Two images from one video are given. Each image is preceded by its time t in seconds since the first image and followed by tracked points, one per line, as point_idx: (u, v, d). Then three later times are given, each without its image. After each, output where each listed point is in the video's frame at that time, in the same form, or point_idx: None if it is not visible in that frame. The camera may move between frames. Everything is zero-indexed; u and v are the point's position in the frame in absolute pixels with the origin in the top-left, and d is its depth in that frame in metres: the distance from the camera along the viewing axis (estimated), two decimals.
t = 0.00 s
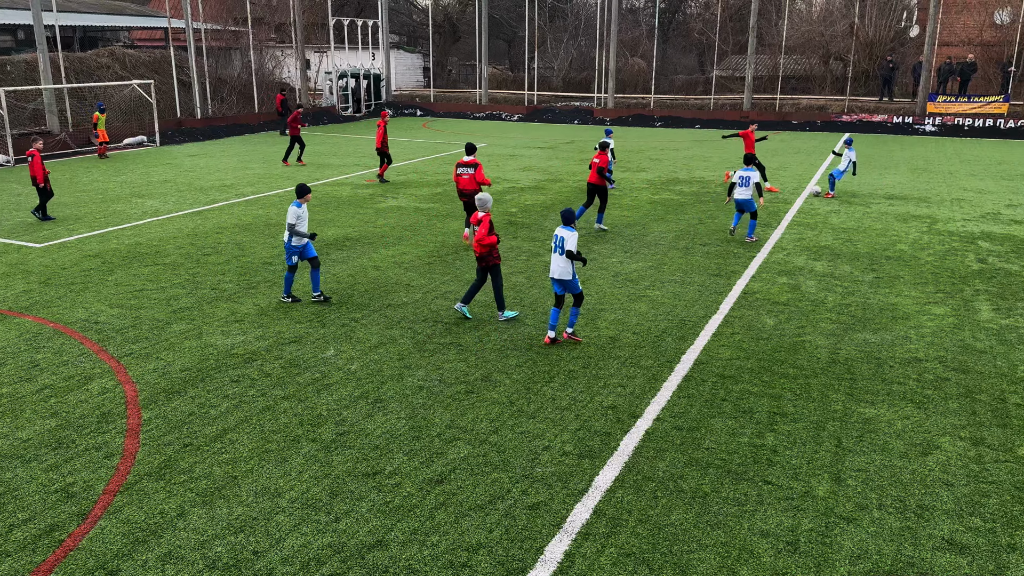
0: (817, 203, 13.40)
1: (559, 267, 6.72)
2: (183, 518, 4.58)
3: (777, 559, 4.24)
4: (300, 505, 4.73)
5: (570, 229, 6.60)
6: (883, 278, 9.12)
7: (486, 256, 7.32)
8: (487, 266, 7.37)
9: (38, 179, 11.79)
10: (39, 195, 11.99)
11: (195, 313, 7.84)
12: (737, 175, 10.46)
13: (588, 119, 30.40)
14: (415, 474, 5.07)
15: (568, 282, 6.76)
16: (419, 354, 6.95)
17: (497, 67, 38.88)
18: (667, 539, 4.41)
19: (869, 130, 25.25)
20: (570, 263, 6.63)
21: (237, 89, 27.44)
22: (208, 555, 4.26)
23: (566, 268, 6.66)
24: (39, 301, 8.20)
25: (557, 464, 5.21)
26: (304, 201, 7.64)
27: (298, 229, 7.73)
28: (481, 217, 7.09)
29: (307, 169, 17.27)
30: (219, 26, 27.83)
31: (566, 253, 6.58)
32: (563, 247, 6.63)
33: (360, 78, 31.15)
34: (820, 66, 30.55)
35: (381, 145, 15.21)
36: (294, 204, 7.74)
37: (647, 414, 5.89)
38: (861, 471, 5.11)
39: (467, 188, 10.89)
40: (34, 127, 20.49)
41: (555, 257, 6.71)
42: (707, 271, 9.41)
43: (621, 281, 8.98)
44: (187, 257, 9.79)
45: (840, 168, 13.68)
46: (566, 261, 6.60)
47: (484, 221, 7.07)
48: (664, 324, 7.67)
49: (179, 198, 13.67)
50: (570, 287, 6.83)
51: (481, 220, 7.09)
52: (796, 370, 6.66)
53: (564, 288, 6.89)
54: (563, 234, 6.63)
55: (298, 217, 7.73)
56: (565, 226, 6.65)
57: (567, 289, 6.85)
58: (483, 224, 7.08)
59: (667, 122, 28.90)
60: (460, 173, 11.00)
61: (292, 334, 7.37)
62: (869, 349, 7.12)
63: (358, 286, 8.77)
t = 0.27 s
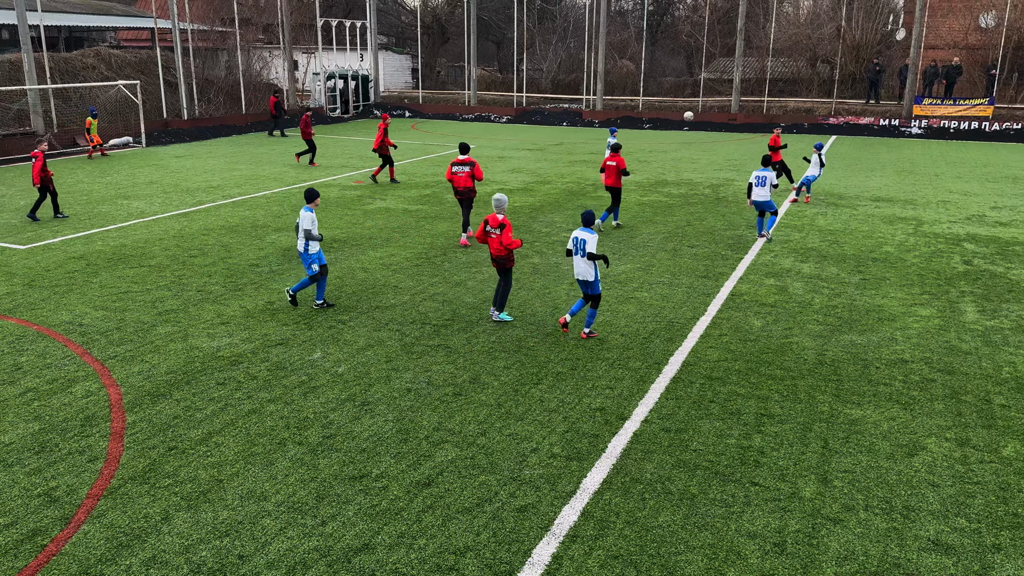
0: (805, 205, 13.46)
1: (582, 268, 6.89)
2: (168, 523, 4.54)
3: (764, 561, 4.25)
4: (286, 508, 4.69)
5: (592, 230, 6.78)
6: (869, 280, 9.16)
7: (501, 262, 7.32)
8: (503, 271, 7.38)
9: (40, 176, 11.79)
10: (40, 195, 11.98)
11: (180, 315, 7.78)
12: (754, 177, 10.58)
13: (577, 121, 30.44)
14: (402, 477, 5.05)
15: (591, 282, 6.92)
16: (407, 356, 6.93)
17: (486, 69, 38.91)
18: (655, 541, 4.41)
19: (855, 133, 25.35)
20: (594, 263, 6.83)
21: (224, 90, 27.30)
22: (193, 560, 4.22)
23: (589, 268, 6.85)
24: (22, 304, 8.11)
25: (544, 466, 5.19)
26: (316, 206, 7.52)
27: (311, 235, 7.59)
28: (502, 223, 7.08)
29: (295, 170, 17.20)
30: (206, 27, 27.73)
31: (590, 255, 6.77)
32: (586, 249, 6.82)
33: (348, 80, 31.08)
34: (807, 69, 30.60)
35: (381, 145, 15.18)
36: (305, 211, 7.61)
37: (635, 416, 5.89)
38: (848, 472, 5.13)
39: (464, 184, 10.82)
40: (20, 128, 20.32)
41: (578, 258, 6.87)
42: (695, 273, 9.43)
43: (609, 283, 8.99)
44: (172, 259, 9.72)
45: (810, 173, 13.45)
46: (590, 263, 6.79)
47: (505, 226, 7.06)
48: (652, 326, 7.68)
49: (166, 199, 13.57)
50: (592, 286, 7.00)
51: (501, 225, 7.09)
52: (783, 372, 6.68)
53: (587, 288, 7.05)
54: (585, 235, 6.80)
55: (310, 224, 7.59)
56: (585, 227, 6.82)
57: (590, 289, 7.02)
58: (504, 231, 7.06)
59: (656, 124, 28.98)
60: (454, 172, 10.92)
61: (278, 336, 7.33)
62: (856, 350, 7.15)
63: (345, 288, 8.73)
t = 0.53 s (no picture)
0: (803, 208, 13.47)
1: (607, 265, 7.10)
2: (164, 525, 4.52)
3: (762, 565, 4.24)
4: (283, 511, 4.68)
5: (617, 227, 7.03)
6: (867, 284, 9.16)
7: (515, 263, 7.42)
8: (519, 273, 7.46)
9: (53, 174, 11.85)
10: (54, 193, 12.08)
11: (178, 317, 7.77)
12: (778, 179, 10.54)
13: (575, 124, 30.44)
14: (399, 480, 5.04)
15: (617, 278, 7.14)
16: (405, 358, 6.92)
17: (485, 72, 38.96)
18: (652, 545, 4.40)
19: (853, 136, 25.36)
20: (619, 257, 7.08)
21: (222, 92, 27.28)
22: (189, 562, 4.20)
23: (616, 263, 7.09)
24: (19, 304, 8.10)
25: (542, 469, 5.18)
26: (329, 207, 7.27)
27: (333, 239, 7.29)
28: (520, 224, 7.21)
29: (294, 172, 17.20)
30: (205, 29, 27.73)
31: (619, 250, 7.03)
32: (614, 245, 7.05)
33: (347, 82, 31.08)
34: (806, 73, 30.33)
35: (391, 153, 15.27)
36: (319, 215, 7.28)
37: (633, 419, 5.88)
38: (846, 476, 5.12)
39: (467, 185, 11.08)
40: (18, 129, 20.31)
41: (605, 255, 7.09)
42: (693, 276, 9.43)
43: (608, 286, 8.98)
44: (170, 260, 9.71)
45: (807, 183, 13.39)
46: (617, 258, 7.05)
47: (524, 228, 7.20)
48: (650, 329, 7.67)
49: (164, 201, 13.56)
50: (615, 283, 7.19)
51: (519, 226, 7.22)
52: (781, 376, 6.67)
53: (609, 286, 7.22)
54: (611, 233, 7.01)
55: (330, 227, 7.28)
56: (608, 225, 7.04)
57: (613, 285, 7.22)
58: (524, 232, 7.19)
59: (655, 127, 29.02)
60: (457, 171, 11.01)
61: (275, 338, 7.32)
62: (854, 354, 7.15)
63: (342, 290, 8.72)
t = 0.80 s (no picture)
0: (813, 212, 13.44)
1: (634, 261, 7.17)
2: (174, 524, 4.54)
3: (771, 570, 4.22)
4: (292, 511, 4.69)
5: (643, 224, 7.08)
6: (877, 289, 9.13)
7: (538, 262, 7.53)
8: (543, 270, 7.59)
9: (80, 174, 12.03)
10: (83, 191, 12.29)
11: (188, 317, 7.81)
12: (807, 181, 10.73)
13: (584, 127, 30.38)
14: (407, 482, 5.05)
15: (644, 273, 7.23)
16: (413, 360, 6.93)
17: (495, 75, 39.05)
18: (661, 549, 4.39)
19: (864, 141, 25.29)
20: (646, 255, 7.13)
21: (233, 93, 27.43)
22: (199, 561, 4.22)
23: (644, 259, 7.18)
24: (31, 304, 8.16)
25: (550, 472, 5.19)
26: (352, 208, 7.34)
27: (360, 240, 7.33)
28: (544, 224, 7.33)
29: (303, 173, 17.25)
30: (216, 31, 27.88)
31: (646, 247, 7.08)
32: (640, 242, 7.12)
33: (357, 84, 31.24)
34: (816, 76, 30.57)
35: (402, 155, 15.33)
36: (347, 217, 7.25)
37: (642, 423, 5.88)
38: (855, 482, 5.10)
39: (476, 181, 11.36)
40: (30, 130, 20.46)
41: (631, 253, 7.14)
42: (703, 280, 9.42)
43: (616, 289, 8.98)
44: (181, 261, 9.75)
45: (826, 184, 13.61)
46: (646, 255, 7.09)
47: (547, 226, 7.34)
48: (659, 333, 7.67)
49: (174, 201, 13.63)
50: (641, 278, 7.31)
51: (544, 225, 7.35)
52: (790, 380, 6.65)
53: (635, 282, 7.33)
54: (637, 231, 7.07)
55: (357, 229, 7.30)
56: (634, 222, 7.11)
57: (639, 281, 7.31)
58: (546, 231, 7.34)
59: (664, 131, 29.01)
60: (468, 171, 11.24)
61: (285, 339, 7.34)
62: (864, 359, 7.12)
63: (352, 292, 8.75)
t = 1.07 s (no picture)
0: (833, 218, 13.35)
1: (669, 265, 7.34)
2: (193, 523, 4.57)
3: None
4: (310, 511, 4.72)
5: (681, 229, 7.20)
6: (899, 295, 9.05)
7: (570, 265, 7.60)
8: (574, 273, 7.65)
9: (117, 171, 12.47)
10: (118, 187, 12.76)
11: (208, 317, 7.87)
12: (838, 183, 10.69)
13: (602, 131, 30.45)
14: (425, 484, 5.05)
15: (679, 277, 7.37)
16: (431, 362, 6.95)
17: (513, 78, 39.13)
18: (678, 555, 4.37)
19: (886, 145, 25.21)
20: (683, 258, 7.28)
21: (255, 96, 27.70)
22: (218, 560, 4.25)
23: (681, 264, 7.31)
24: (55, 302, 8.26)
25: (568, 476, 5.18)
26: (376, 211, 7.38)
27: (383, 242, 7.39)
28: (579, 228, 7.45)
29: (322, 175, 17.36)
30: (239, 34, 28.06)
31: (683, 251, 7.22)
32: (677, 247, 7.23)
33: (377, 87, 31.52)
34: (838, 82, 30.19)
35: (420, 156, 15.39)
36: (373, 220, 7.28)
37: (659, 428, 5.86)
38: (876, 491, 5.06)
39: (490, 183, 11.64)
40: (54, 131, 20.76)
41: (668, 256, 7.28)
42: (722, 285, 9.38)
43: (635, 293, 8.96)
44: (202, 261, 9.85)
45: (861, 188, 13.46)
46: (683, 259, 7.25)
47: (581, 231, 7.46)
48: (677, 338, 7.64)
49: (195, 203, 13.76)
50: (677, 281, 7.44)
51: (579, 229, 7.47)
52: (810, 387, 6.60)
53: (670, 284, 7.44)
54: (675, 235, 7.19)
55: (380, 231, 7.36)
56: (672, 226, 7.22)
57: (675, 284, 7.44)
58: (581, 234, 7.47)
59: (682, 135, 28.97)
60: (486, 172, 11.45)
61: (304, 340, 7.39)
62: (885, 366, 7.06)
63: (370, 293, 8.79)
